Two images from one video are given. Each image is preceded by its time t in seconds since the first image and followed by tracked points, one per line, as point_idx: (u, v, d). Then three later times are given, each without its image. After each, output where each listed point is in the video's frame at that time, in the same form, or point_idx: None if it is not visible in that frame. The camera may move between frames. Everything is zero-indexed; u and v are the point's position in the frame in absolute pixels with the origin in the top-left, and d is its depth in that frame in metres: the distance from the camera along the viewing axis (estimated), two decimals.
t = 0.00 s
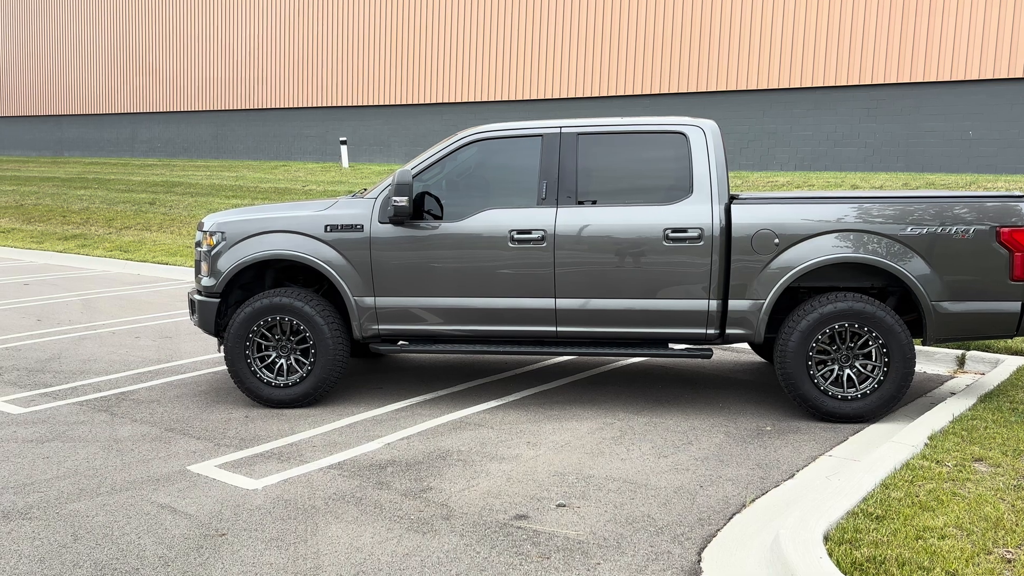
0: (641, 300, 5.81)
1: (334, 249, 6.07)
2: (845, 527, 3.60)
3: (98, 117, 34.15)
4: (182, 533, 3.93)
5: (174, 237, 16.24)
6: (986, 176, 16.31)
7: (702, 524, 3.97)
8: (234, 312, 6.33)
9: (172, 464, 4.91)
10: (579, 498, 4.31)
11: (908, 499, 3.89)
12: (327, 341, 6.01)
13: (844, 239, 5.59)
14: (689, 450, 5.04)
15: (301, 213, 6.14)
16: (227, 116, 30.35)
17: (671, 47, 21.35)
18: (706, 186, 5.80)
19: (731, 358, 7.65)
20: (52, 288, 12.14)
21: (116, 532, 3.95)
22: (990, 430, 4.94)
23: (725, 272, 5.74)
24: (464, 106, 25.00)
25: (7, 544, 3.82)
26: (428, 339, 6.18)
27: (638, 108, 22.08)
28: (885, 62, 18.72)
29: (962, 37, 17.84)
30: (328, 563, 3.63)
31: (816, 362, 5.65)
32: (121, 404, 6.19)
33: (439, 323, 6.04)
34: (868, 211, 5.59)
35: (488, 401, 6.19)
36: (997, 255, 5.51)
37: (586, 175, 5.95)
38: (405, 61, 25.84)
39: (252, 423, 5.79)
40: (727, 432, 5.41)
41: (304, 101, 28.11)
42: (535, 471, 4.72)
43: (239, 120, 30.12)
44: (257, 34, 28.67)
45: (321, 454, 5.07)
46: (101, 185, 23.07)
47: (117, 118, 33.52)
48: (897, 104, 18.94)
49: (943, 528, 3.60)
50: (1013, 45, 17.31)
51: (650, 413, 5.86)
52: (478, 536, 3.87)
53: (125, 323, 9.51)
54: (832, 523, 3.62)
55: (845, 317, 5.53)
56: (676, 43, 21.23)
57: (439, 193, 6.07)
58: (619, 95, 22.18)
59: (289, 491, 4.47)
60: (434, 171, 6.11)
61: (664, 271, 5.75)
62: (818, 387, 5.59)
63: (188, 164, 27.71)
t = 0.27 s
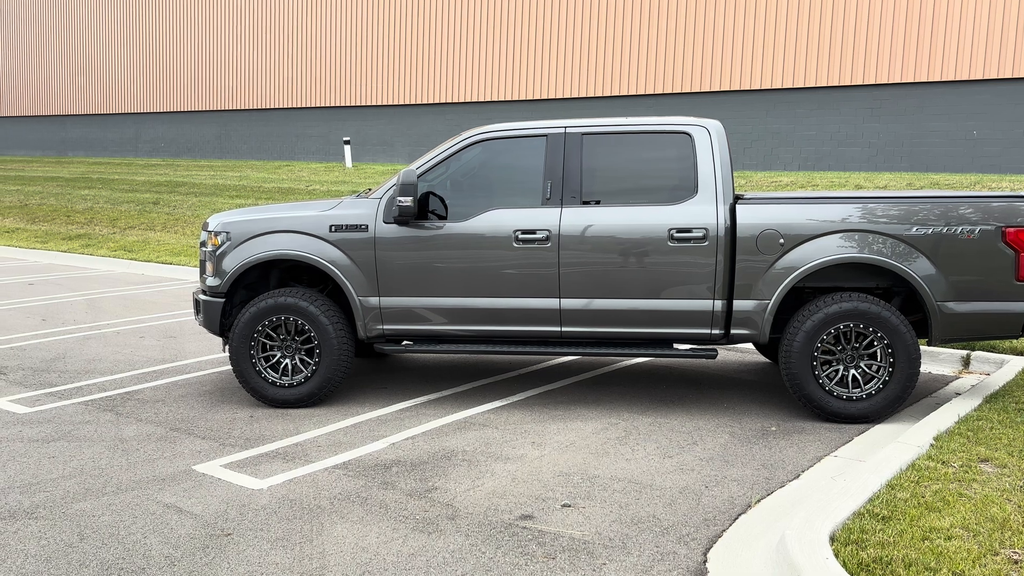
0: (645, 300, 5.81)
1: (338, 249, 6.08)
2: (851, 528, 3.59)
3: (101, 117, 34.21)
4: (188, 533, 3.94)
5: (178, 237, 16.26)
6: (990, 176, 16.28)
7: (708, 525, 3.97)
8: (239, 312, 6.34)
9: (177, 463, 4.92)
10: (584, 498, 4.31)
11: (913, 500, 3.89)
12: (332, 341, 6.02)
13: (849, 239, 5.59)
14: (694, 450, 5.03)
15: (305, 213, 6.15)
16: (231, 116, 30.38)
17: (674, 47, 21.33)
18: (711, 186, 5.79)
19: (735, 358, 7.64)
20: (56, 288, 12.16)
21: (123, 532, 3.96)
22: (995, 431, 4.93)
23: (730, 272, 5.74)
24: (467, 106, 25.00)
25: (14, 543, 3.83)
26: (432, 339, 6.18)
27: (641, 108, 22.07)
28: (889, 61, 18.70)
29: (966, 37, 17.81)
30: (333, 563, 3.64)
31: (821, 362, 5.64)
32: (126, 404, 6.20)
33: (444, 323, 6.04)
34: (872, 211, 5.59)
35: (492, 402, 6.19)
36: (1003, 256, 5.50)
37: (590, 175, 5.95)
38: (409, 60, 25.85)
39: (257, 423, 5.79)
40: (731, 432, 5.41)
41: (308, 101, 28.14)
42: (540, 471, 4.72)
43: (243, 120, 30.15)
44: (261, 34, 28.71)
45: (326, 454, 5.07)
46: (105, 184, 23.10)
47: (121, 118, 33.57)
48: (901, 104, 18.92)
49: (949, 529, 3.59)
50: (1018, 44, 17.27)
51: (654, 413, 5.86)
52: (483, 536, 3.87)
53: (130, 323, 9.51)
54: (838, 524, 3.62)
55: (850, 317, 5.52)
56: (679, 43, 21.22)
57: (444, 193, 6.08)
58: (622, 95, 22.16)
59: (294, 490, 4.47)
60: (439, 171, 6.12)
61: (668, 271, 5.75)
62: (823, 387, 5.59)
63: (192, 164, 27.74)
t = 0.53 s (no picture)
0: (649, 300, 5.80)
1: (342, 248, 6.08)
2: (856, 527, 3.58)
3: (105, 117, 34.25)
4: (192, 532, 3.94)
5: (181, 237, 16.27)
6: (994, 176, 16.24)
7: (712, 524, 3.96)
8: (242, 311, 6.34)
9: (180, 463, 4.91)
10: (588, 498, 4.30)
11: (918, 500, 3.88)
12: (335, 341, 6.02)
13: (853, 239, 5.58)
14: (697, 450, 5.03)
15: (309, 212, 6.15)
16: (234, 116, 30.39)
17: (677, 46, 21.30)
18: (715, 185, 5.78)
19: (739, 358, 7.63)
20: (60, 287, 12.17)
21: (126, 531, 3.96)
22: (1000, 430, 4.92)
23: (733, 271, 5.73)
24: (470, 106, 24.99)
25: (17, 543, 3.83)
26: (435, 338, 6.18)
27: (644, 108, 22.06)
28: (892, 61, 18.66)
29: (970, 36, 17.77)
30: (337, 562, 3.63)
31: (825, 362, 5.63)
32: (129, 404, 6.21)
33: (447, 323, 6.04)
34: (876, 210, 5.58)
35: (495, 401, 6.18)
36: (1007, 255, 5.49)
37: (593, 174, 5.95)
38: (413, 60, 25.83)
39: (260, 422, 5.79)
40: (735, 432, 5.40)
41: (311, 101, 28.14)
42: (543, 470, 4.72)
43: (246, 120, 30.16)
44: (264, 34, 28.72)
45: (329, 453, 5.07)
46: (109, 185, 23.11)
47: (125, 118, 33.61)
48: (905, 103, 18.88)
49: (954, 529, 3.58)
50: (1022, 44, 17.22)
51: (658, 412, 5.85)
52: (487, 535, 3.87)
53: (133, 322, 9.51)
54: (842, 524, 3.61)
55: (854, 317, 5.51)
56: (682, 42, 21.20)
57: (447, 193, 6.07)
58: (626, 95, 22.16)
59: (298, 490, 4.47)
60: (442, 170, 6.11)
61: (671, 270, 5.74)
62: (827, 387, 5.58)
63: (195, 164, 27.74)
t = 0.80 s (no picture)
0: (651, 299, 5.80)
1: (344, 248, 6.08)
2: (859, 528, 3.58)
3: (107, 117, 34.28)
4: (195, 532, 3.94)
5: (184, 237, 16.28)
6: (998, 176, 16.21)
7: (715, 524, 3.95)
8: (245, 311, 6.34)
9: (183, 463, 4.92)
10: (591, 498, 4.30)
11: (922, 500, 3.87)
12: (338, 340, 6.02)
13: (856, 239, 5.57)
14: (700, 450, 5.02)
15: (311, 212, 6.15)
16: (236, 116, 30.42)
17: (679, 46, 21.29)
18: (717, 184, 5.78)
19: (742, 358, 7.63)
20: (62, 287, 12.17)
21: (129, 531, 3.96)
22: (1003, 431, 4.91)
23: (736, 271, 5.72)
24: (472, 106, 24.99)
25: (20, 543, 3.83)
26: (438, 338, 6.18)
27: (646, 108, 22.05)
28: (895, 61, 18.64)
29: (972, 36, 17.75)
30: (340, 562, 3.63)
31: (828, 362, 5.62)
32: (132, 403, 6.21)
33: (449, 323, 6.04)
34: (879, 210, 5.57)
35: (498, 401, 6.18)
36: (1011, 255, 5.48)
37: (596, 174, 5.94)
38: (415, 61, 25.84)
39: (263, 422, 5.79)
40: (738, 432, 5.40)
41: (313, 101, 28.16)
42: (546, 470, 4.72)
43: (248, 120, 30.18)
44: (266, 35, 28.75)
45: (331, 453, 5.07)
46: (111, 185, 23.12)
47: (127, 118, 33.65)
48: (907, 103, 18.86)
49: (958, 529, 3.58)
50: None
51: (660, 413, 5.84)
52: (489, 535, 3.87)
53: (136, 322, 9.51)
54: (846, 524, 3.60)
55: (857, 317, 5.50)
56: (685, 42, 21.18)
57: (449, 192, 6.07)
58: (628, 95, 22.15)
59: (301, 490, 4.47)
60: (445, 170, 6.11)
61: (673, 270, 5.74)
62: (830, 387, 5.57)
63: (198, 164, 27.76)
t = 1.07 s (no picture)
0: (653, 300, 5.79)
1: (347, 248, 6.08)
2: (862, 528, 3.57)
3: (110, 117, 34.32)
4: (197, 531, 3.94)
5: (186, 237, 16.29)
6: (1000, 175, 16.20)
7: (717, 524, 3.95)
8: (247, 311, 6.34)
9: (185, 462, 4.92)
10: (593, 498, 4.29)
11: (925, 500, 3.87)
12: (340, 340, 6.02)
13: (859, 239, 5.56)
14: (703, 450, 5.02)
15: (313, 212, 6.15)
16: (239, 116, 30.43)
17: (681, 46, 21.28)
18: (720, 184, 5.77)
19: (744, 358, 7.62)
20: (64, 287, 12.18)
21: (132, 530, 3.96)
22: (1007, 431, 4.90)
23: (739, 271, 5.72)
24: (474, 106, 25.00)
25: (23, 542, 3.83)
26: (440, 338, 6.18)
27: (648, 108, 22.05)
28: (897, 61, 18.61)
29: (976, 35, 17.74)
30: (342, 562, 3.63)
31: (831, 362, 5.62)
32: (134, 403, 6.21)
33: (451, 323, 6.04)
34: (881, 210, 5.56)
35: (500, 401, 6.18)
36: (1014, 255, 5.47)
37: (598, 174, 5.94)
38: (418, 61, 25.85)
39: (265, 422, 5.79)
40: (741, 432, 5.39)
41: (315, 101, 28.17)
42: (548, 470, 4.71)
43: (250, 120, 30.20)
44: (269, 35, 28.78)
45: (333, 453, 5.07)
46: (114, 184, 23.15)
47: (129, 118, 33.68)
48: (910, 103, 18.84)
49: (961, 529, 3.57)
50: None
51: (663, 413, 5.84)
52: (492, 535, 3.86)
53: (138, 322, 9.51)
54: (849, 523, 3.60)
55: (860, 317, 5.50)
56: (687, 42, 21.18)
57: (452, 192, 6.07)
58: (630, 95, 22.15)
59: (303, 490, 4.47)
60: (447, 170, 6.11)
61: (675, 270, 5.74)
62: (832, 387, 5.56)
63: (200, 164, 27.77)
